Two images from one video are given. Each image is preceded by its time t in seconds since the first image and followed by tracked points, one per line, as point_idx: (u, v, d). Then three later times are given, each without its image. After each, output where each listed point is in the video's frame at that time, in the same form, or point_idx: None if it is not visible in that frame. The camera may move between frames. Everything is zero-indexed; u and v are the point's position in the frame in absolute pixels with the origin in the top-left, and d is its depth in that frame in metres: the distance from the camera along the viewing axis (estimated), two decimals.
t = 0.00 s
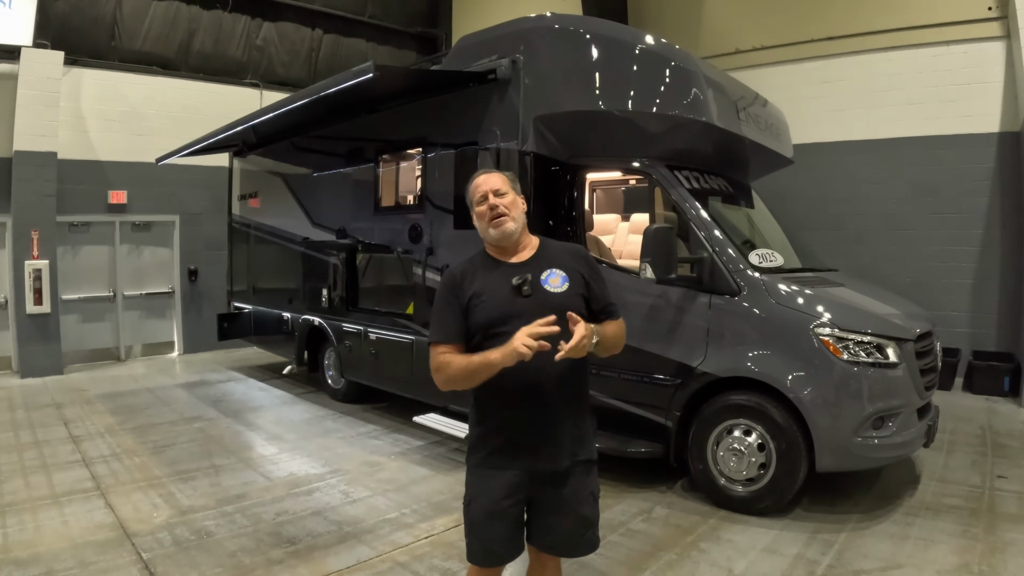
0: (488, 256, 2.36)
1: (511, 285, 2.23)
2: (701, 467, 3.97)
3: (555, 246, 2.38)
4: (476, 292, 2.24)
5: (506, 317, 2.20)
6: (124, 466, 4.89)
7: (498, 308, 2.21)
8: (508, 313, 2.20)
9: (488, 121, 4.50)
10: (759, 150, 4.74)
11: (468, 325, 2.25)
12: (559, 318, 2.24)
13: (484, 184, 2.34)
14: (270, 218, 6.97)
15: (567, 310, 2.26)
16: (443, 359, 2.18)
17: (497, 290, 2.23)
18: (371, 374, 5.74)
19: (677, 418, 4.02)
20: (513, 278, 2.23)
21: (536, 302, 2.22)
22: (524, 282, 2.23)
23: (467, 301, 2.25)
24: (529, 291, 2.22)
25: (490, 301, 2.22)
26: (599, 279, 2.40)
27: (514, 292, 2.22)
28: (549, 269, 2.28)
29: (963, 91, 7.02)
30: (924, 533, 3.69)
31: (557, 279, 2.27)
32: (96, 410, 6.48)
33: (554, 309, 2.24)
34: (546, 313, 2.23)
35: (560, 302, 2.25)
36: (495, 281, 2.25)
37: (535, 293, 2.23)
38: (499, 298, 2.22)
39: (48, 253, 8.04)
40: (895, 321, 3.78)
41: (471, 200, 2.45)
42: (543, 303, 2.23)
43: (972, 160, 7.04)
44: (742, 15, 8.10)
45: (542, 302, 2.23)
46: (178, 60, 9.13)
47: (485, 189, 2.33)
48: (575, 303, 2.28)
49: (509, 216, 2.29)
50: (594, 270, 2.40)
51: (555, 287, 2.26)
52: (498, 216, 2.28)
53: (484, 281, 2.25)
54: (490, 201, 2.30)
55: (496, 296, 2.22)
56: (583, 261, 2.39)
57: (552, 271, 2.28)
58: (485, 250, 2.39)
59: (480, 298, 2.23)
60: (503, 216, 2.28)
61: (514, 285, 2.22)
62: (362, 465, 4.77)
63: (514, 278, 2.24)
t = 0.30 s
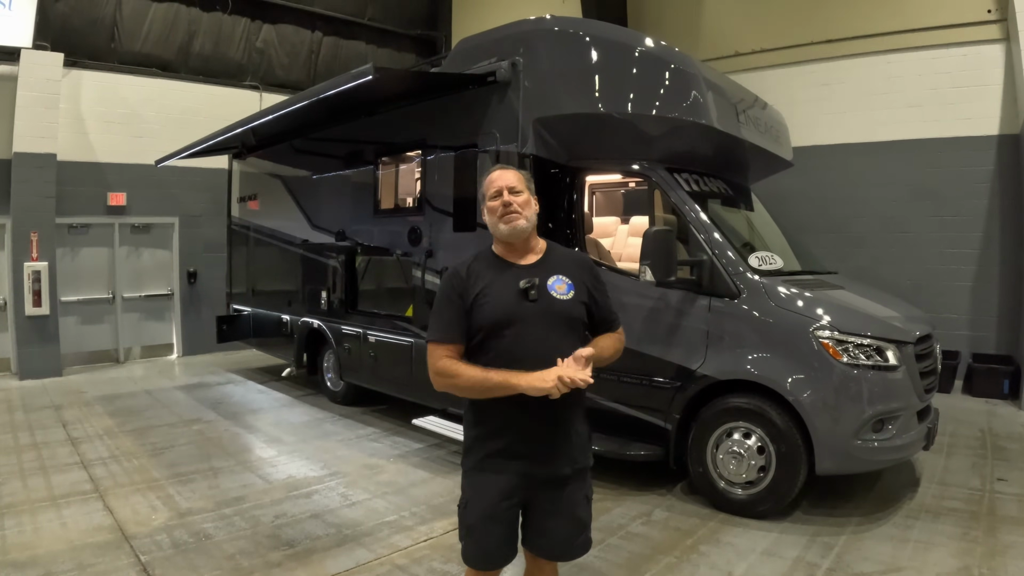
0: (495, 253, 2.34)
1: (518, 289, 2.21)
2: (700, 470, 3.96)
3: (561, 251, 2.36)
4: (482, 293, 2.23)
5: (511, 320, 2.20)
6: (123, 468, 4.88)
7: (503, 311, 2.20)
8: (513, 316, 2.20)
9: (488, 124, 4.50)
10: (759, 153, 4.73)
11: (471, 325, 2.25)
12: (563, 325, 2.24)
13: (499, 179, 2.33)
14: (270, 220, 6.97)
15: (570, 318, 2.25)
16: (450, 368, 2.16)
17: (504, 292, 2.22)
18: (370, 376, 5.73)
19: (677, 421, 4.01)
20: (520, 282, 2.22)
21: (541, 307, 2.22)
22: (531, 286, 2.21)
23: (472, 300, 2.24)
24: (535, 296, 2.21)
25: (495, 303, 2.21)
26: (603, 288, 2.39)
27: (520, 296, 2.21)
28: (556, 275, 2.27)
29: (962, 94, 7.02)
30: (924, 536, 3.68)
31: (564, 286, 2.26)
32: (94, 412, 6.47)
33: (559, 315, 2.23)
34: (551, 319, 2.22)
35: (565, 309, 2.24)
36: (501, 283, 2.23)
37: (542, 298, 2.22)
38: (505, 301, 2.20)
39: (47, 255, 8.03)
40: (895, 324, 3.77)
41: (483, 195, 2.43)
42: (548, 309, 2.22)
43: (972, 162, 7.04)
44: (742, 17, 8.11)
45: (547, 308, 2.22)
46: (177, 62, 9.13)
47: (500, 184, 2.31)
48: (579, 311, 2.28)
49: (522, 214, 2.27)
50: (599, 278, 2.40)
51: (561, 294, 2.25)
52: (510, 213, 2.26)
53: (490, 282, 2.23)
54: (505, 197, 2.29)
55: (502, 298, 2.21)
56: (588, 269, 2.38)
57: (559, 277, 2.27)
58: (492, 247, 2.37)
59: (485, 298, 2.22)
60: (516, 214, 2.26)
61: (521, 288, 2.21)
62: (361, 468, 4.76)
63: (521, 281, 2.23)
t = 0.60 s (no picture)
0: (495, 258, 2.33)
1: (516, 296, 2.22)
2: (700, 473, 3.96)
3: (558, 258, 2.37)
4: (481, 298, 2.22)
5: (508, 326, 2.20)
6: (121, 472, 4.87)
7: (500, 317, 2.20)
8: (510, 323, 2.20)
9: (487, 128, 4.50)
10: (758, 156, 4.74)
11: (467, 330, 2.25)
12: (560, 332, 2.24)
13: (504, 183, 2.33)
14: (269, 223, 6.97)
15: (568, 325, 2.26)
16: (446, 371, 2.17)
17: (502, 298, 2.22)
18: (370, 380, 5.73)
19: (677, 424, 4.01)
20: (518, 288, 2.22)
21: (539, 314, 2.22)
22: (529, 293, 2.22)
23: (469, 305, 2.23)
24: (533, 303, 2.21)
25: (493, 309, 2.21)
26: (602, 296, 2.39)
27: (518, 303, 2.22)
28: (553, 283, 2.27)
29: (961, 97, 7.03)
30: (924, 539, 3.68)
31: (562, 294, 2.27)
32: (93, 415, 6.46)
33: (556, 322, 2.23)
34: (548, 326, 2.22)
35: (564, 317, 2.24)
36: (499, 289, 2.23)
37: (539, 305, 2.22)
38: (503, 307, 2.21)
39: (47, 258, 8.02)
40: (894, 327, 3.78)
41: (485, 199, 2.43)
42: (545, 316, 2.22)
43: (971, 165, 7.05)
44: (741, 20, 8.12)
45: (545, 315, 2.22)
46: (177, 65, 9.14)
47: (505, 188, 2.32)
48: (577, 319, 2.28)
49: (525, 219, 2.28)
50: (597, 286, 2.40)
51: (559, 302, 2.25)
52: (514, 217, 2.27)
53: (488, 287, 2.23)
54: (510, 201, 2.29)
55: (500, 304, 2.21)
56: (586, 276, 2.39)
57: (556, 285, 2.27)
58: (491, 251, 2.36)
59: (483, 304, 2.22)
60: (520, 218, 2.26)
61: (519, 295, 2.21)
62: (361, 471, 4.76)
63: (519, 288, 2.23)
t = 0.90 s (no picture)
0: (472, 263, 2.31)
1: (493, 303, 2.20)
2: (699, 477, 3.96)
3: (537, 262, 2.35)
4: (458, 306, 2.20)
5: (487, 335, 2.19)
6: (120, 476, 4.86)
7: (478, 327, 2.18)
8: (488, 332, 2.18)
9: (486, 132, 4.51)
10: (756, 160, 4.74)
11: (445, 339, 2.23)
12: (539, 338, 2.23)
13: (483, 186, 2.31)
14: (268, 227, 6.97)
15: (547, 331, 2.25)
16: (425, 382, 2.16)
17: (480, 305, 2.19)
18: (368, 384, 5.73)
19: (675, 428, 4.02)
20: (495, 295, 2.21)
21: (518, 321, 2.20)
22: (507, 299, 2.20)
23: (446, 313, 2.21)
24: (511, 310, 2.20)
25: (471, 317, 2.19)
26: (580, 299, 2.39)
27: (496, 310, 2.20)
28: (531, 288, 2.26)
29: (959, 100, 7.04)
30: (923, 542, 3.68)
31: (540, 299, 2.26)
32: (92, 419, 6.45)
33: (534, 329, 2.22)
34: (526, 333, 2.21)
35: (542, 323, 2.23)
36: (476, 297, 2.21)
37: (518, 312, 2.21)
38: (480, 315, 2.19)
39: (46, 261, 8.01)
40: (892, 330, 3.78)
41: (463, 202, 2.41)
42: (524, 323, 2.21)
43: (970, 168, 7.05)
44: (739, 24, 8.14)
45: (523, 322, 2.21)
46: (176, 69, 9.15)
47: (484, 192, 2.30)
48: (556, 324, 2.27)
49: (505, 225, 2.26)
50: (576, 289, 2.39)
51: (538, 308, 2.24)
52: (494, 223, 2.25)
53: (465, 295, 2.21)
54: (490, 205, 2.27)
55: (477, 312, 2.19)
56: (565, 279, 2.37)
57: (535, 290, 2.26)
58: (470, 256, 2.34)
59: (461, 313, 2.20)
60: (500, 223, 2.25)
61: (497, 302, 2.20)
62: (360, 475, 4.76)
63: (497, 294, 2.21)
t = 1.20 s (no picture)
0: (436, 266, 2.17)
1: (456, 307, 2.06)
2: (698, 480, 3.95)
3: (502, 264, 2.22)
4: (419, 308, 2.06)
5: (448, 340, 2.05)
6: (119, 479, 4.86)
7: (439, 332, 2.05)
8: (449, 337, 2.05)
9: (485, 135, 4.51)
10: (754, 162, 4.74)
11: (405, 342, 2.09)
12: (503, 346, 2.10)
13: (447, 186, 2.18)
14: (267, 230, 6.97)
15: (510, 339, 2.11)
16: (381, 385, 2.03)
17: (442, 309, 2.06)
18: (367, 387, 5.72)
19: (674, 430, 4.01)
20: (458, 298, 2.07)
21: (480, 327, 2.07)
22: (470, 303, 2.06)
23: (406, 315, 2.07)
24: (474, 315, 2.06)
25: (433, 321, 2.05)
26: (545, 305, 2.26)
27: (459, 315, 2.06)
28: (495, 292, 2.12)
29: (958, 102, 7.05)
30: (922, 544, 3.67)
31: (504, 304, 2.12)
32: (92, 422, 6.45)
33: (497, 336, 2.09)
34: (489, 340, 2.08)
35: (505, 329, 2.10)
36: (437, 300, 2.07)
37: (481, 317, 2.08)
38: (442, 319, 2.05)
39: (45, 264, 8.01)
40: (892, 332, 3.78)
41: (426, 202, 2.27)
42: (487, 330, 2.08)
43: (969, 170, 7.06)
44: (738, 27, 8.16)
45: (486, 328, 2.07)
46: (175, 72, 9.16)
47: (448, 191, 2.17)
48: (521, 331, 2.14)
49: (470, 225, 2.13)
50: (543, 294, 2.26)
51: (501, 313, 2.10)
52: (458, 223, 2.12)
53: (427, 297, 2.07)
54: (454, 205, 2.14)
55: (438, 316, 2.05)
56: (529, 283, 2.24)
57: (498, 295, 2.12)
58: (433, 258, 2.20)
59: (421, 316, 2.06)
60: (466, 224, 2.12)
61: (459, 306, 2.06)
62: (359, 478, 4.75)
63: (459, 298, 2.07)
